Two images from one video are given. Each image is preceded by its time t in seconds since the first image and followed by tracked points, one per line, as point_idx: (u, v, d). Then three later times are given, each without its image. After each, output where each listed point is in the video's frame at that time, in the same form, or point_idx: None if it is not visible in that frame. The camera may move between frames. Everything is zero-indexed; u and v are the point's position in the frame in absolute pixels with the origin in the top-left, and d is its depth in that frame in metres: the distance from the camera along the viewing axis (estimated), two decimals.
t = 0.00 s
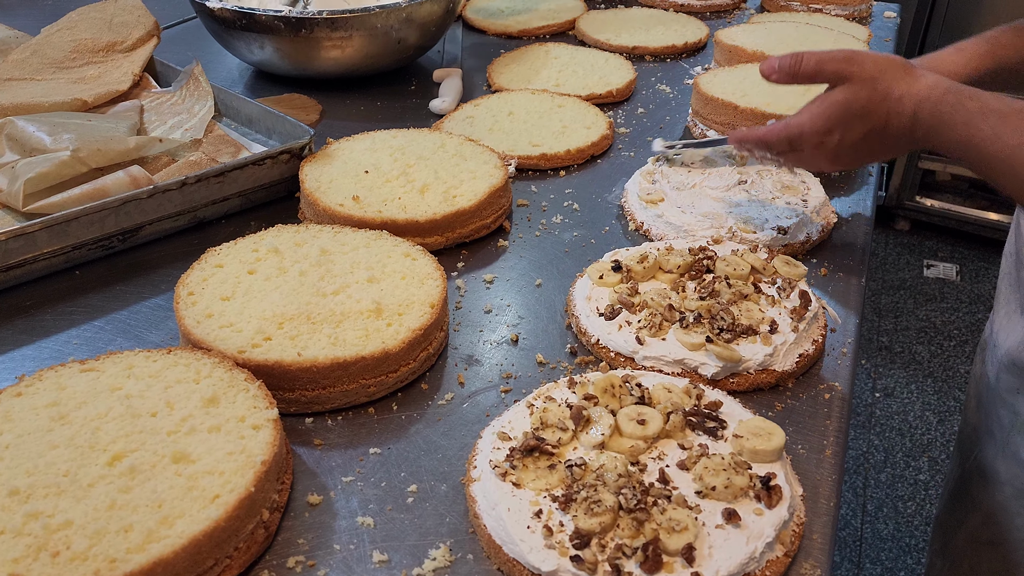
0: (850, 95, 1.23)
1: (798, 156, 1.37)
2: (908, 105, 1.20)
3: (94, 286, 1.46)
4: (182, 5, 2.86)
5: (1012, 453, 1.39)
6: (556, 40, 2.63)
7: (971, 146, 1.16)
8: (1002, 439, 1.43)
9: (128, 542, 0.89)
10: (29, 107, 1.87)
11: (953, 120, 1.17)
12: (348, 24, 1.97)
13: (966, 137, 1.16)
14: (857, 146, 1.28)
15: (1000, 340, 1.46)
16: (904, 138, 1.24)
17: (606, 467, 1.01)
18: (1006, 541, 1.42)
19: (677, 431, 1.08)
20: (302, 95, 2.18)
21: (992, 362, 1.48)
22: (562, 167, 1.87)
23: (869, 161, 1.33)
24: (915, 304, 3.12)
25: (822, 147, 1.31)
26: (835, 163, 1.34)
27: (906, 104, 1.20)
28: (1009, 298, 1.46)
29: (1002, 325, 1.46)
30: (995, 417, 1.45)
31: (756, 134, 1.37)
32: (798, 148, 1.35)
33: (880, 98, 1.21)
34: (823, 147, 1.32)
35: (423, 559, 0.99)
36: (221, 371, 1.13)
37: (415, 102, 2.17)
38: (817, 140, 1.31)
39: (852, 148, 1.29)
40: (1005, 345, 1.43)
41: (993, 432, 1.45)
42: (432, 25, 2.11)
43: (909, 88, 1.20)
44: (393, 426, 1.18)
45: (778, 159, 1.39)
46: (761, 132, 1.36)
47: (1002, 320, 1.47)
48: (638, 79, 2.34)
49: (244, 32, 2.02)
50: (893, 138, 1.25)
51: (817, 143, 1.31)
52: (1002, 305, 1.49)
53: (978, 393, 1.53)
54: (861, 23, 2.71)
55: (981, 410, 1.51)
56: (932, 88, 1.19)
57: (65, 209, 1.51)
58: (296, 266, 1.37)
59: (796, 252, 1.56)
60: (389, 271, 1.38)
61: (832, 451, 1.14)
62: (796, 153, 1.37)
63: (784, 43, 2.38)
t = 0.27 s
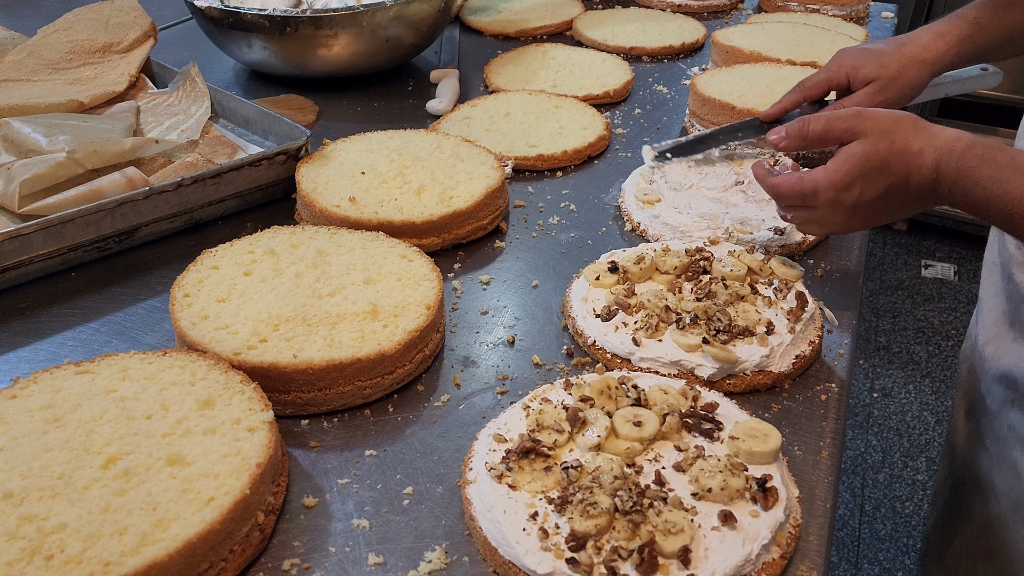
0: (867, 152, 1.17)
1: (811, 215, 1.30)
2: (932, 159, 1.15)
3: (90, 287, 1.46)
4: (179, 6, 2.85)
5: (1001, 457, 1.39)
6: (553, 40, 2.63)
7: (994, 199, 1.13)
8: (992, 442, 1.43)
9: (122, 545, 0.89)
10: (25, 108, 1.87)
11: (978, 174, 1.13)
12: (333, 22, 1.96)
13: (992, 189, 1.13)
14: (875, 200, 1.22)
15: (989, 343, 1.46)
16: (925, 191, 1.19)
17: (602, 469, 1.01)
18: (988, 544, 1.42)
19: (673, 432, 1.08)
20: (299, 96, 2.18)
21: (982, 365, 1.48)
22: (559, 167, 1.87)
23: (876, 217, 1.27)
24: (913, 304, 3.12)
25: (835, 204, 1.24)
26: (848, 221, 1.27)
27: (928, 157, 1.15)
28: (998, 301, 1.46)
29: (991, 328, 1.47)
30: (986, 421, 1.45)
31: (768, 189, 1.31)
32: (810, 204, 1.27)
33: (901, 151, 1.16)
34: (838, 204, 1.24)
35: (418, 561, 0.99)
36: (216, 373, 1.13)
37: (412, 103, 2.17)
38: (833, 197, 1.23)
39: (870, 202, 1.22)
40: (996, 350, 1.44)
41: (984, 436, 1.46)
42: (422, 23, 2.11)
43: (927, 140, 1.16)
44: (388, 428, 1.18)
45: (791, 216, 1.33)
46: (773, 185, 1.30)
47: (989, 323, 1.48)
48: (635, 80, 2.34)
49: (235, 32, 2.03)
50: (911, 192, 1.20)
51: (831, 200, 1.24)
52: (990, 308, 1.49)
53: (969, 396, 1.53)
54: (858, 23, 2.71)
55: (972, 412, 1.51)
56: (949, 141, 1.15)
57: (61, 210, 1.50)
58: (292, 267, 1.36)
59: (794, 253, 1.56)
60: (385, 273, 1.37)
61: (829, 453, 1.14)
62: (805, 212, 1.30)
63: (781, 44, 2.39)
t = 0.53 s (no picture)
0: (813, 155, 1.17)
1: (764, 216, 1.32)
2: (877, 163, 1.13)
3: (88, 289, 1.46)
4: (176, 7, 2.85)
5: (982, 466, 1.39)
6: (551, 41, 2.63)
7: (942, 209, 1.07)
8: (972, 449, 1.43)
9: (120, 547, 0.89)
10: (22, 110, 1.86)
11: (926, 179, 1.08)
12: (348, 29, 1.96)
13: (938, 196, 1.07)
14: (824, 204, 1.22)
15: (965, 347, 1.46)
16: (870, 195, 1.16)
17: (599, 470, 1.01)
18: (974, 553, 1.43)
19: (671, 433, 1.08)
20: (297, 96, 2.17)
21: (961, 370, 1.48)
22: (557, 168, 1.87)
23: (832, 221, 1.27)
24: (911, 304, 3.12)
25: (787, 205, 1.26)
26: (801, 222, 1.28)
27: (873, 163, 1.13)
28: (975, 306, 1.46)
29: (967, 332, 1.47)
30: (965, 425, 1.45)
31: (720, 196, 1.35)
32: (762, 204, 1.29)
33: (849, 155, 1.14)
34: (788, 205, 1.26)
35: (416, 563, 0.99)
36: (214, 374, 1.13)
37: (410, 104, 2.17)
38: (782, 199, 1.25)
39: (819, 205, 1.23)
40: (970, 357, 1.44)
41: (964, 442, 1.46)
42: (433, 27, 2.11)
43: (877, 143, 1.13)
44: (387, 429, 1.18)
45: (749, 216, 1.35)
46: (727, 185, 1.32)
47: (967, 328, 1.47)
48: (633, 80, 2.34)
49: (244, 35, 2.02)
50: (862, 196, 1.17)
51: (780, 202, 1.25)
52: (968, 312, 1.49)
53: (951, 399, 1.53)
54: (856, 24, 2.71)
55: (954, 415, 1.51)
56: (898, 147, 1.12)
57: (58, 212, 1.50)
58: (290, 269, 1.36)
59: (792, 254, 1.56)
60: (383, 274, 1.37)
61: (827, 454, 1.14)
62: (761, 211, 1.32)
63: (779, 44, 2.39)
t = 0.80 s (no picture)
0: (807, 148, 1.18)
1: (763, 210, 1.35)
2: (870, 157, 1.12)
3: (87, 289, 1.46)
4: (175, 7, 2.84)
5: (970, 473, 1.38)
6: (550, 41, 2.63)
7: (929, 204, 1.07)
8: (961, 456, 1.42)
9: (120, 547, 0.89)
10: (21, 110, 1.86)
11: (914, 174, 1.07)
12: (349, 28, 1.96)
13: (925, 192, 1.06)
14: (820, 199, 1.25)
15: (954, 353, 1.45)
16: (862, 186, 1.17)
17: (599, 470, 1.01)
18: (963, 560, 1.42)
19: (671, 433, 1.08)
20: (296, 96, 2.17)
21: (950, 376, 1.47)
22: (556, 168, 1.87)
23: (832, 209, 1.30)
24: (910, 304, 3.12)
25: (784, 201, 1.29)
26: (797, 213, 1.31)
27: (862, 160, 1.13)
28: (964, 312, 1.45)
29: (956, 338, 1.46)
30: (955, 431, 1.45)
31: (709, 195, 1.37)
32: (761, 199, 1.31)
33: (842, 150, 1.15)
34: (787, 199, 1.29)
35: (416, 562, 0.99)
36: (214, 374, 1.13)
37: (409, 104, 2.17)
38: (780, 194, 1.28)
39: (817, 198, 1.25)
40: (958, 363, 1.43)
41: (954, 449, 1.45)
42: (434, 27, 2.11)
43: (867, 136, 1.12)
44: (386, 429, 1.18)
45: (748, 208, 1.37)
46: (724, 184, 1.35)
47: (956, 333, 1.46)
48: (632, 80, 2.34)
49: (246, 36, 2.02)
50: (856, 185, 1.19)
51: (778, 198, 1.28)
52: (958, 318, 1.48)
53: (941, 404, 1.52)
54: (855, 23, 2.71)
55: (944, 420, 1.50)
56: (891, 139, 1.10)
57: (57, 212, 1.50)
58: (289, 269, 1.36)
59: (790, 253, 1.56)
60: (382, 274, 1.37)
61: (826, 453, 1.14)
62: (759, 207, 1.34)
63: (778, 44, 2.39)
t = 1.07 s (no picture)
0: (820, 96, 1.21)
1: (782, 155, 1.40)
2: (888, 108, 1.13)
3: (85, 288, 1.46)
4: (173, 7, 2.84)
5: (967, 479, 1.38)
6: (548, 41, 2.64)
7: (935, 159, 1.08)
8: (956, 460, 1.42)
9: (117, 545, 0.89)
10: (19, 109, 1.86)
11: (919, 133, 1.09)
12: (348, 27, 1.96)
13: (930, 148, 1.08)
14: (833, 145, 1.28)
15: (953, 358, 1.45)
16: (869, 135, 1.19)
17: (597, 468, 1.01)
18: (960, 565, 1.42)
19: (669, 431, 1.08)
20: (295, 96, 2.17)
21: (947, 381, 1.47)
22: (555, 167, 1.87)
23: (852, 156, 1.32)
24: (908, 304, 3.13)
25: (798, 144, 1.33)
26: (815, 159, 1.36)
27: (873, 112, 1.15)
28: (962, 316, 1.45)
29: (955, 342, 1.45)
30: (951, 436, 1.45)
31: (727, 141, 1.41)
32: (778, 146, 1.36)
33: (855, 102, 1.17)
34: (800, 144, 1.33)
35: (414, 561, 0.99)
36: (212, 373, 1.13)
37: (408, 103, 2.17)
38: (794, 138, 1.32)
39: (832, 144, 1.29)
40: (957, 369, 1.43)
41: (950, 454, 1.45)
42: (433, 26, 2.11)
43: (884, 88, 1.14)
44: (385, 427, 1.18)
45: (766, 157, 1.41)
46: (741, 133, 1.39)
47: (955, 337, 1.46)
48: (630, 79, 2.34)
49: (245, 35, 2.02)
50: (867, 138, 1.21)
51: (792, 141, 1.33)
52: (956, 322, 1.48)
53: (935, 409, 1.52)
54: (853, 23, 2.71)
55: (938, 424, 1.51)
56: (895, 101, 1.12)
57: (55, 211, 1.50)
58: (288, 268, 1.36)
59: (789, 251, 1.57)
60: (381, 273, 1.37)
61: (824, 452, 1.14)
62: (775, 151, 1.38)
63: (776, 43, 2.39)
